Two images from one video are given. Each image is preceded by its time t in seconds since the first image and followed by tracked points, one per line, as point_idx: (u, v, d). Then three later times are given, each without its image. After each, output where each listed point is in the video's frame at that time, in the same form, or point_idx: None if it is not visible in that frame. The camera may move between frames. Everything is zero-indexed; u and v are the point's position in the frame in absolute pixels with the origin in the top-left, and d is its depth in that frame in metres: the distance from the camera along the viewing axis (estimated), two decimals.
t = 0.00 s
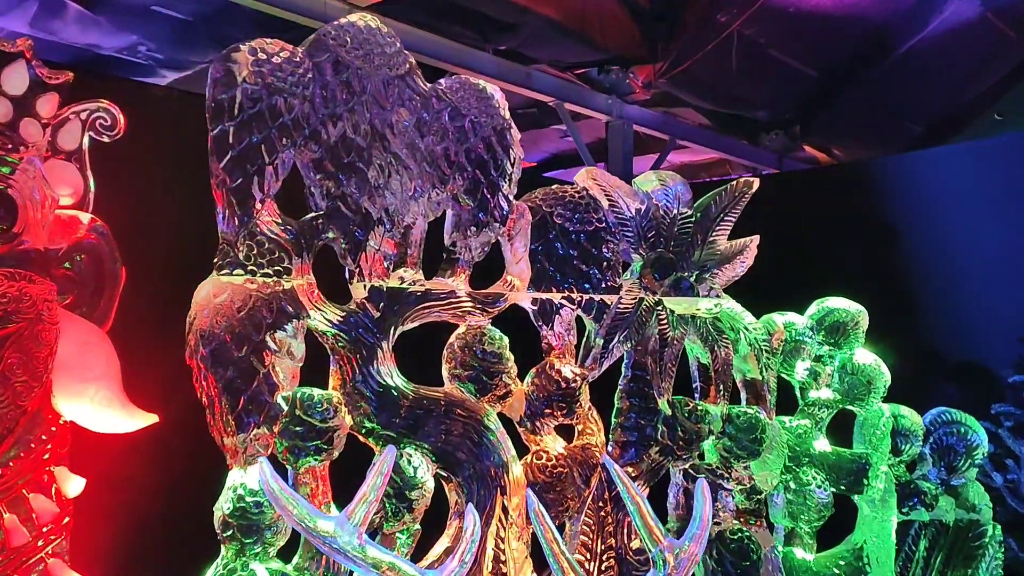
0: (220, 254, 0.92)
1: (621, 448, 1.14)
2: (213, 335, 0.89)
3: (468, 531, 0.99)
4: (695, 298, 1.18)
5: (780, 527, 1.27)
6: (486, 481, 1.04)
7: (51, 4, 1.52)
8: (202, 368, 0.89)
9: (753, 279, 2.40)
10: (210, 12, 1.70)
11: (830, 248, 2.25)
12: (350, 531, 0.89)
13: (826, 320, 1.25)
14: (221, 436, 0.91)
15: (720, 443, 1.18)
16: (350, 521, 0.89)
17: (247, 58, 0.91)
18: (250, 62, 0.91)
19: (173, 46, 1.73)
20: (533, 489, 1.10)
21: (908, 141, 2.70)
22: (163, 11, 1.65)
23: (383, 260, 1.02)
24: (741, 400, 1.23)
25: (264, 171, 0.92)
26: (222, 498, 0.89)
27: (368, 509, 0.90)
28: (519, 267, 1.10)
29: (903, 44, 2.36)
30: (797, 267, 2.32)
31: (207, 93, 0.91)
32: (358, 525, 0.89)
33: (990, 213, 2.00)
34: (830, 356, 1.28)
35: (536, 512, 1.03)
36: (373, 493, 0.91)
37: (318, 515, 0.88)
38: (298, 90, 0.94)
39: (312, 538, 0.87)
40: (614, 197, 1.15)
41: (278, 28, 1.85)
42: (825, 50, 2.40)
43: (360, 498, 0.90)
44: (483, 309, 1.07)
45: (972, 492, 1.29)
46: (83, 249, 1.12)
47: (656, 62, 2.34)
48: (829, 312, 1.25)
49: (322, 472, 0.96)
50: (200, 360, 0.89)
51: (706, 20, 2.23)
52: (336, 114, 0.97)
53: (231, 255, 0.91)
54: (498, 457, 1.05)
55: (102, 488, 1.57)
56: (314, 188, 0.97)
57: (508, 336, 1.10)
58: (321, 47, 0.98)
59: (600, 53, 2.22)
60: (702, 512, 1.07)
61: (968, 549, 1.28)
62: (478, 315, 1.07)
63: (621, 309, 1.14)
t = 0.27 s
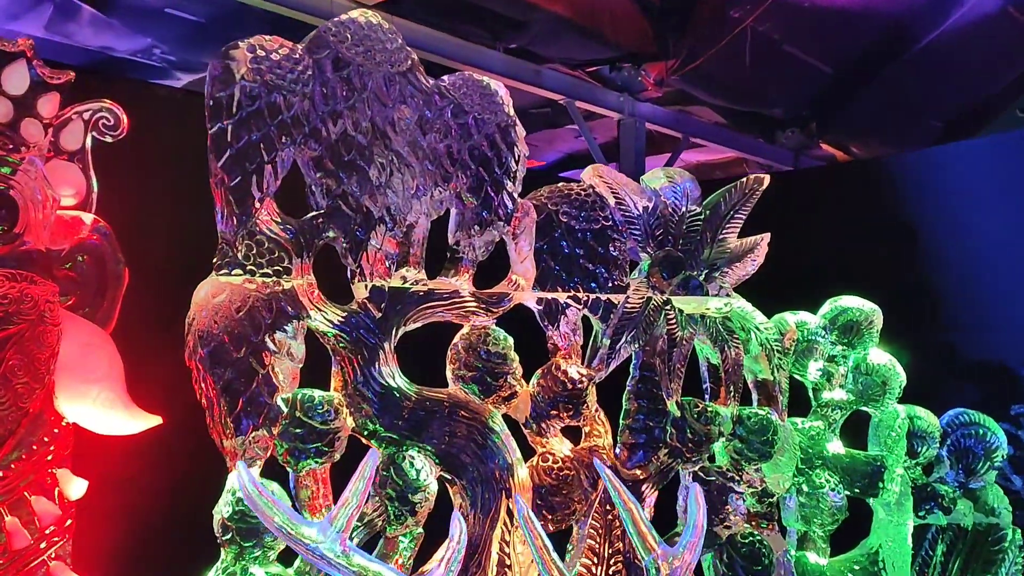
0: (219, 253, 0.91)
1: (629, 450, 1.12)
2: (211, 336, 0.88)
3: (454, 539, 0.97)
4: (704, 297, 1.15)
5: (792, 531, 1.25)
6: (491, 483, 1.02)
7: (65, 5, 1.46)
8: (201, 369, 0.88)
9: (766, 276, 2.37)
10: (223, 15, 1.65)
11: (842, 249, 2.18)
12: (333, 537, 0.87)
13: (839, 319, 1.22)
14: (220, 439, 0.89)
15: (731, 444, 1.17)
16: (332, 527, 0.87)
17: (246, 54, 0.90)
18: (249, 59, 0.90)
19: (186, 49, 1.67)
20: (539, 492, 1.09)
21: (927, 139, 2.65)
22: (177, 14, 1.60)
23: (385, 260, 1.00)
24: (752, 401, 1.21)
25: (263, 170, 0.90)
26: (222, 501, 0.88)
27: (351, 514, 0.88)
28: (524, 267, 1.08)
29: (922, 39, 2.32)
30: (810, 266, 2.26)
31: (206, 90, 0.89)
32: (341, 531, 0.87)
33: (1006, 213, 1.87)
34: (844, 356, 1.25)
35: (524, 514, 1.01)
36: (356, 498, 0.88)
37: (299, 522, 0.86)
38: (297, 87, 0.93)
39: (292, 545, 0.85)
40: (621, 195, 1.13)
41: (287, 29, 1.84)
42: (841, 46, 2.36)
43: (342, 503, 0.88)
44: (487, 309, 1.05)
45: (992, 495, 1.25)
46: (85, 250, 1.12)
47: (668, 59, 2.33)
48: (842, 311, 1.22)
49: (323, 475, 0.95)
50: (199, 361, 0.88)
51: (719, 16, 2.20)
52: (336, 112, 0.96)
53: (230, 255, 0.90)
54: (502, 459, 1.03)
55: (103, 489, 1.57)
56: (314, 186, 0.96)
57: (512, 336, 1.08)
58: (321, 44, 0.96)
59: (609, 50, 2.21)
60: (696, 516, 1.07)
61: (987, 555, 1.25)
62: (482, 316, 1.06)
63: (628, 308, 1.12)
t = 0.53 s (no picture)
0: (215, 253, 0.90)
1: (634, 452, 1.10)
2: (207, 335, 0.86)
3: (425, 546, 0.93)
4: (710, 295, 1.14)
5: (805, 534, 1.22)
6: (492, 485, 1.01)
7: (88, 12, 1.45)
8: (195, 370, 0.87)
9: (770, 275, 2.23)
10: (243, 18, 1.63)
11: (855, 246, 2.03)
12: (301, 539, 0.85)
13: (850, 318, 1.20)
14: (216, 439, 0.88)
15: (738, 446, 1.14)
16: (299, 529, 0.85)
17: (241, 52, 0.89)
18: (244, 56, 0.89)
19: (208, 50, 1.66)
20: (542, 494, 1.07)
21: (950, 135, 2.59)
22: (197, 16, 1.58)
23: (383, 259, 0.98)
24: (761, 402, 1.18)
25: (260, 168, 0.90)
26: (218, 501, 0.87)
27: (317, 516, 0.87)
28: (527, 265, 1.07)
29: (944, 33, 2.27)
30: (818, 263, 2.11)
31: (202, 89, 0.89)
32: (308, 533, 0.86)
33: None
34: (857, 356, 1.22)
35: (499, 520, 0.98)
36: (322, 499, 0.87)
37: (266, 523, 0.84)
38: (295, 84, 0.92)
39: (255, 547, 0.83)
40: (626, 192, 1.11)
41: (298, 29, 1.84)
42: (859, 40, 2.32)
43: (309, 504, 0.87)
44: (488, 308, 1.04)
45: (1013, 498, 1.21)
46: (88, 249, 1.11)
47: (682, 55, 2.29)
48: (854, 309, 1.19)
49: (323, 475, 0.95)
50: (194, 362, 0.87)
51: (733, 12, 2.16)
52: (333, 109, 0.94)
53: (227, 253, 0.89)
54: (503, 461, 1.01)
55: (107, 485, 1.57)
56: (312, 185, 0.95)
57: (515, 336, 1.07)
58: (319, 41, 0.95)
59: (621, 47, 2.19)
60: (670, 519, 1.01)
61: (1005, 560, 1.21)
62: (484, 315, 1.04)
63: (632, 307, 1.11)
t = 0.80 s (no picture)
0: (200, 250, 0.89)
1: (630, 453, 1.08)
2: (189, 334, 0.86)
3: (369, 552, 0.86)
4: (710, 293, 1.10)
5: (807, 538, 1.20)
6: (484, 486, 0.99)
7: (103, 13, 1.51)
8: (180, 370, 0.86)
9: (775, 272, 2.18)
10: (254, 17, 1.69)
11: (865, 241, 1.98)
12: (242, 543, 0.78)
13: (856, 316, 1.16)
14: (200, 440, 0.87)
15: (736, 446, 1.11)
16: (240, 532, 0.78)
17: (225, 48, 0.88)
18: (229, 51, 0.88)
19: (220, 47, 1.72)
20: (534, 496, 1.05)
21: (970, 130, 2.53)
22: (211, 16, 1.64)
23: (372, 257, 0.97)
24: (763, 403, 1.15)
25: (244, 165, 0.88)
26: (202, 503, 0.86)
27: (259, 518, 0.79)
28: (521, 262, 1.05)
29: (962, 25, 2.21)
30: (826, 260, 2.06)
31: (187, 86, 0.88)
32: (249, 536, 0.78)
33: None
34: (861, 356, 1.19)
35: (446, 525, 0.87)
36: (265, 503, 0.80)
37: (206, 528, 0.78)
38: (281, 80, 0.90)
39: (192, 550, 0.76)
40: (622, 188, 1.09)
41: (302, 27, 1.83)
42: (874, 33, 2.27)
43: (251, 506, 0.80)
44: (479, 306, 1.02)
45: None
46: (81, 248, 1.11)
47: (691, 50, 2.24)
48: (859, 307, 1.16)
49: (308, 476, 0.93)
50: (179, 362, 0.86)
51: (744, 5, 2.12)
52: (319, 105, 0.93)
53: (211, 251, 0.88)
54: (495, 461, 1.00)
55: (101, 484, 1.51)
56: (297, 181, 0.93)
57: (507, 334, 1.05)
58: (306, 36, 0.94)
59: (632, 44, 2.14)
60: (617, 526, 0.91)
61: (1016, 565, 1.18)
62: (475, 314, 1.03)
63: (629, 305, 1.09)
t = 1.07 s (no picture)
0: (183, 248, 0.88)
1: (625, 454, 1.06)
2: (172, 332, 0.85)
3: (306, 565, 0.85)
4: (706, 290, 1.10)
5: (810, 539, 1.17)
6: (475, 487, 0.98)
7: (118, 13, 1.50)
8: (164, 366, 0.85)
9: (782, 267, 2.14)
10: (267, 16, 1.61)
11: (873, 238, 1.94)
12: (182, 546, 0.76)
13: (858, 313, 1.14)
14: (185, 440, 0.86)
15: (734, 447, 1.09)
16: (182, 535, 0.76)
17: (209, 44, 0.87)
18: (213, 48, 0.87)
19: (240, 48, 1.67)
20: (527, 496, 1.04)
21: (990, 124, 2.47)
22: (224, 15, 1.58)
23: (359, 254, 0.95)
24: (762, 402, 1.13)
25: (228, 162, 0.87)
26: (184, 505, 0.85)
27: (198, 520, 0.77)
28: (512, 258, 1.04)
29: (981, 16, 2.16)
30: (834, 256, 2.03)
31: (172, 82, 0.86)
32: (189, 539, 0.77)
33: None
34: (862, 353, 1.17)
35: (394, 532, 0.87)
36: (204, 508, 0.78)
37: (147, 530, 0.76)
38: (267, 75, 0.89)
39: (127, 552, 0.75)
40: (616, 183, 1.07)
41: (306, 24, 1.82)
42: (889, 26, 2.22)
43: (191, 508, 0.78)
44: (470, 304, 1.01)
45: None
46: (74, 247, 1.11)
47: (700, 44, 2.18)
48: (863, 304, 1.14)
49: (294, 476, 0.92)
50: (163, 359, 0.86)
51: None
52: (306, 101, 0.91)
53: (196, 248, 0.87)
54: (487, 462, 0.98)
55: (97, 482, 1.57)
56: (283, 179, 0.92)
57: (498, 331, 1.04)
58: (293, 31, 0.93)
59: (639, 38, 2.12)
60: (556, 531, 0.90)
61: None
62: (466, 311, 1.02)
63: (623, 302, 1.07)
